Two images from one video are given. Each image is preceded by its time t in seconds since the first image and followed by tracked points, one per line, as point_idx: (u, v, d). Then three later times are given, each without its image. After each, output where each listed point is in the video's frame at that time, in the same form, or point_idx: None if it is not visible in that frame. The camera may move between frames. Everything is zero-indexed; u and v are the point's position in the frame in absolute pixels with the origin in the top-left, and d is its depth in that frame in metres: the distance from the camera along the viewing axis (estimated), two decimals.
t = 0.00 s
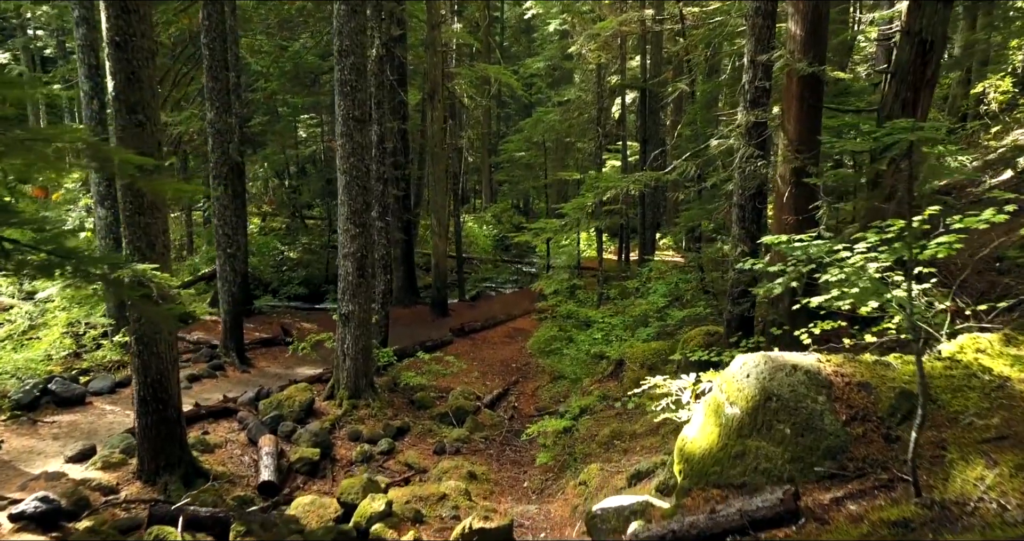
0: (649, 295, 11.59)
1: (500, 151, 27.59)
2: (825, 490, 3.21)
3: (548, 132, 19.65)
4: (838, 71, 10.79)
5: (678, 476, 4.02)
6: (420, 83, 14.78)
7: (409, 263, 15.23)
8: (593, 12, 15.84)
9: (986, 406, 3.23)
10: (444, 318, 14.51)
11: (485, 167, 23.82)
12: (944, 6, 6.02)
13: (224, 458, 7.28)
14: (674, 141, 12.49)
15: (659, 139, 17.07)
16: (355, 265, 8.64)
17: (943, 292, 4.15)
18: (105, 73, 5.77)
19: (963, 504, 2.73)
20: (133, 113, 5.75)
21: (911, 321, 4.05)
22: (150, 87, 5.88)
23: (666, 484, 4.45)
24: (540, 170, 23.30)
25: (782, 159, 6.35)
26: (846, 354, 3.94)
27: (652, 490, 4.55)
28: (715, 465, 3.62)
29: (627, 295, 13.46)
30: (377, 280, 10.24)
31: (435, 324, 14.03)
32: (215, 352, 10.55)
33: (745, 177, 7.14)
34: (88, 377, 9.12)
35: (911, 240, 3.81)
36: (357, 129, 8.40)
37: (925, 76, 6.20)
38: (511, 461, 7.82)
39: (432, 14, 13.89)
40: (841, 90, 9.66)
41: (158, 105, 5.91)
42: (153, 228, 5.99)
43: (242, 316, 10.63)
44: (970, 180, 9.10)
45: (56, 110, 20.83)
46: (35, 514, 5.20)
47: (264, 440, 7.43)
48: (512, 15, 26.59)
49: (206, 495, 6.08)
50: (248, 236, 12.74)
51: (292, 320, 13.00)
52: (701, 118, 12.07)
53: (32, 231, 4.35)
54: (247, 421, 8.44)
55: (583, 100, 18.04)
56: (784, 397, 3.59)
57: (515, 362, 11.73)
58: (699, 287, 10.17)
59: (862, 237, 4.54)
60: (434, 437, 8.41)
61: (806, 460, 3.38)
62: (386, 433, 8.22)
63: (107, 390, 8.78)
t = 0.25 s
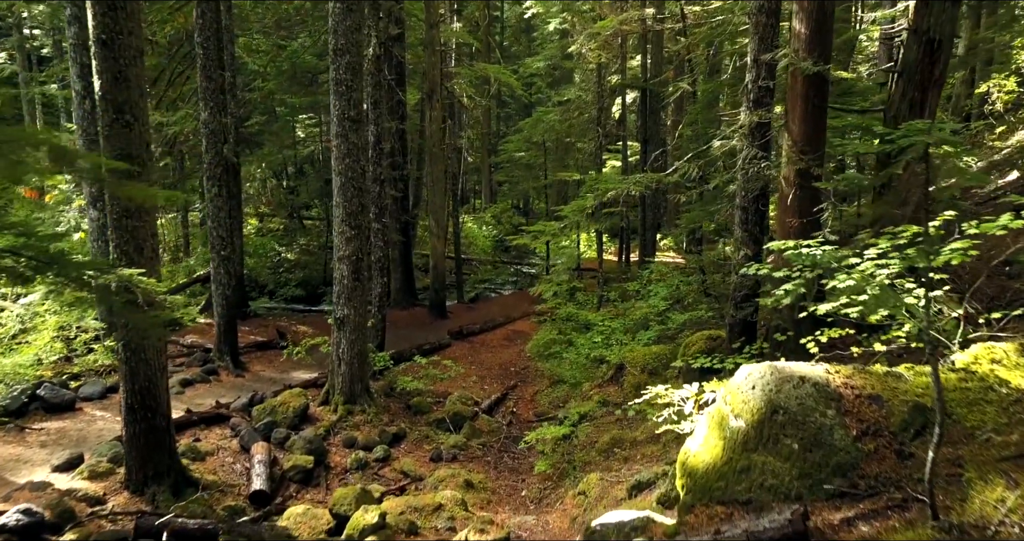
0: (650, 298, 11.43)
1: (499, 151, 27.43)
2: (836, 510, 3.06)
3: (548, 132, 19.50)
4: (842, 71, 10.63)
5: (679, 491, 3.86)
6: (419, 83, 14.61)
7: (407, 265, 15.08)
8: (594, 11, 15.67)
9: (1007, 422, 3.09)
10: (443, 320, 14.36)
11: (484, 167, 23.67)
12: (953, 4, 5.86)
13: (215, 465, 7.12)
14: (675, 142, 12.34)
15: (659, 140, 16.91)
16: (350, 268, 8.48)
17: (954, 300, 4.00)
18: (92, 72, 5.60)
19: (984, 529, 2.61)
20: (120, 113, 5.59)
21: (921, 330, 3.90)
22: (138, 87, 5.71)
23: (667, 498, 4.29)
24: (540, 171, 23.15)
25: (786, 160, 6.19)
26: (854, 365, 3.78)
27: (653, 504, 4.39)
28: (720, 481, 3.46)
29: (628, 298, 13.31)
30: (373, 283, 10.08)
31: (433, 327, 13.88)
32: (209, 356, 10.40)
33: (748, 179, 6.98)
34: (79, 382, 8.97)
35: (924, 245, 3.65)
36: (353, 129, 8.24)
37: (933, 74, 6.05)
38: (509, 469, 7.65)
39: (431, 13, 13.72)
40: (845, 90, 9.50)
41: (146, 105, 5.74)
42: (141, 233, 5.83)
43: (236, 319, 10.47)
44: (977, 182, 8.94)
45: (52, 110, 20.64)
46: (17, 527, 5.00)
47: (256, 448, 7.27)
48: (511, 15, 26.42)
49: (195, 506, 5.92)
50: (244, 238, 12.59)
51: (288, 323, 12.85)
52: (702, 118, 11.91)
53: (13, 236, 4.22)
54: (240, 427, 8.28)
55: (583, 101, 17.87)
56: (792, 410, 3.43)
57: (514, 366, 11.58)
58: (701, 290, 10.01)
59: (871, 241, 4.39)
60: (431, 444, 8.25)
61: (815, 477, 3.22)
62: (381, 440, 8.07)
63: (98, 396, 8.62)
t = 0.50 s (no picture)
0: (650, 300, 11.30)
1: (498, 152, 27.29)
2: (848, 531, 2.96)
3: (547, 133, 19.36)
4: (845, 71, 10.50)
5: (681, 506, 3.70)
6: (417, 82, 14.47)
7: (406, 267, 14.94)
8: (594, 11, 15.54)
9: None
10: (441, 322, 14.23)
11: (483, 168, 23.52)
12: (960, 2, 5.73)
13: (208, 473, 6.99)
14: (675, 142, 12.21)
15: (660, 140, 16.77)
16: (345, 271, 8.34)
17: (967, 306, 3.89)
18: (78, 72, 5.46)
19: None
20: (107, 114, 5.45)
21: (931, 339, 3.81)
22: (125, 88, 5.57)
23: (669, 511, 4.15)
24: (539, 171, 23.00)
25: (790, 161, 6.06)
26: (862, 375, 3.66)
27: (653, 518, 4.24)
28: (724, 497, 3.31)
29: (628, 300, 13.18)
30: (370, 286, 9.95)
31: (431, 329, 13.75)
32: (203, 359, 10.26)
33: (751, 181, 6.84)
34: (71, 387, 8.83)
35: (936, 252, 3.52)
36: (348, 130, 8.10)
37: (940, 73, 5.92)
38: (507, 476, 7.52)
39: (429, 12, 13.58)
40: (848, 90, 9.36)
41: (135, 106, 5.61)
42: (129, 236, 5.68)
43: (231, 322, 10.34)
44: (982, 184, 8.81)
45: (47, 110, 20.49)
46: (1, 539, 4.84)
47: (250, 455, 7.14)
48: (511, 14, 26.29)
49: (186, 516, 5.79)
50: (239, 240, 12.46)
51: (285, 325, 12.71)
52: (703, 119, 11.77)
53: None
54: (233, 432, 8.15)
55: (583, 101, 17.74)
56: (800, 424, 3.30)
57: (513, 369, 11.45)
58: (702, 293, 9.88)
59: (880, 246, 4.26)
60: (428, 450, 8.12)
61: (825, 495, 3.11)
62: (378, 445, 7.94)
63: (89, 400, 8.49)
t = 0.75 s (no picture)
0: (651, 303, 11.15)
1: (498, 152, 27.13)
2: None
3: (547, 133, 19.21)
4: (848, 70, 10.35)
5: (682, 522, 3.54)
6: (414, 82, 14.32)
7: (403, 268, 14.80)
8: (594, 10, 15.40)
9: None
10: (439, 325, 14.09)
11: (483, 168, 23.35)
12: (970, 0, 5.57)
13: (199, 481, 6.84)
14: (676, 143, 12.07)
15: (660, 141, 16.62)
16: (341, 274, 8.21)
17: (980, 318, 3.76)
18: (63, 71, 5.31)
19: None
20: (93, 114, 5.30)
21: (942, 347, 3.72)
22: (112, 88, 5.42)
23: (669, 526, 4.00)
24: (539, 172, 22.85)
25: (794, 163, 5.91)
26: (872, 388, 3.53)
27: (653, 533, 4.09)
28: (729, 515, 3.16)
29: (628, 302, 13.03)
30: (367, 289, 9.81)
31: (429, 332, 13.60)
32: (197, 363, 10.12)
33: (753, 183, 6.68)
34: (62, 392, 8.68)
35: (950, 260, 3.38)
36: (343, 131, 7.95)
37: (949, 74, 5.75)
38: (505, 483, 7.37)
39: (426, 11, 13.43)
40: (852, 90, 9.21)
41: (122, 107, 5.46)
42: (116, 240, 5.53)
43: (225, 325, 10.20)
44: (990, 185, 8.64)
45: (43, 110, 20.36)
46: None
47: (242, 462, 6.99)
48: (510, 14, 26.14)
49: (174, 526, 5.64)
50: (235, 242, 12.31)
51: (281, 328, 12.56)
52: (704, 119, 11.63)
53: None
54: (226, 438, 8.01)
55: (583, 101, 17.59)
56: (808, 440, 3.18)
57: (512, 373, 11.30)
58: (703, 296, 9.73)
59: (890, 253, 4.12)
60: (424, 457, 7.97)
61: (835, 514, 2.97)
62: (373, 452, 7.78)
63: (80, 406, 8.34)
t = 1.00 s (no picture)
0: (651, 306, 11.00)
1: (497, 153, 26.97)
2: None
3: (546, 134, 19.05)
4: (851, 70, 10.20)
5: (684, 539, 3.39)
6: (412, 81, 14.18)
7: (401, 270, 14.66)
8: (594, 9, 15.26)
9: None
10: (437, 327, 13.95)
11: (482, 169, 23.20)
12: None
13: (190, 489, 6.70)
14: (677, 144, 11.92)
15: (660, 142, 16.47)
16: (335, 278, 8.06)
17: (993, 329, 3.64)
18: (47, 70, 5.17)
19: None
20: (78, 114, 5.16)
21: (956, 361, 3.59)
22: (98, 87, 5.27)
23: None
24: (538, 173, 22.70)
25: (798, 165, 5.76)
26: (883, 401, 3.41)
27: None
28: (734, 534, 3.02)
29: (628, 304, 12.89)
30: (363, 292, 9.67)
31: (427, 334, 13.47)
32: (190, 367, 9.97)
33: (756, 185, 6.54)
34: (52, 397, 8.54)
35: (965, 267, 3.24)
36: (338, 131, 7.81)
37: (957, 73, 5.60)
38: (502, 491, 7.22)
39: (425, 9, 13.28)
40: (856, 90, 9.07)
41: (108, 107, 5.31)
42: (102, 244, 5.38)
43: (219, 328, 10.06)
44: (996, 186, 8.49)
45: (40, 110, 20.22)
46: None
47: (234, 469, 6.85)
48: (510, 13, 25.99)
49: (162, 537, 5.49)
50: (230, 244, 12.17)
51: (276, 331, 12.41)
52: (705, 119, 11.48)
53: None
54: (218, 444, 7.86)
55: (583, 101, 17.45)
56: (817, 455, 3.04)
57: (510, 376, 11.16)
58: (704, 299, 9.58)
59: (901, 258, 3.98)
60: (420, 463, 7.82)
61: (846, 534, 2.83)
62: (368, 458, 7.64)
63: (70, 411, 8.19)
